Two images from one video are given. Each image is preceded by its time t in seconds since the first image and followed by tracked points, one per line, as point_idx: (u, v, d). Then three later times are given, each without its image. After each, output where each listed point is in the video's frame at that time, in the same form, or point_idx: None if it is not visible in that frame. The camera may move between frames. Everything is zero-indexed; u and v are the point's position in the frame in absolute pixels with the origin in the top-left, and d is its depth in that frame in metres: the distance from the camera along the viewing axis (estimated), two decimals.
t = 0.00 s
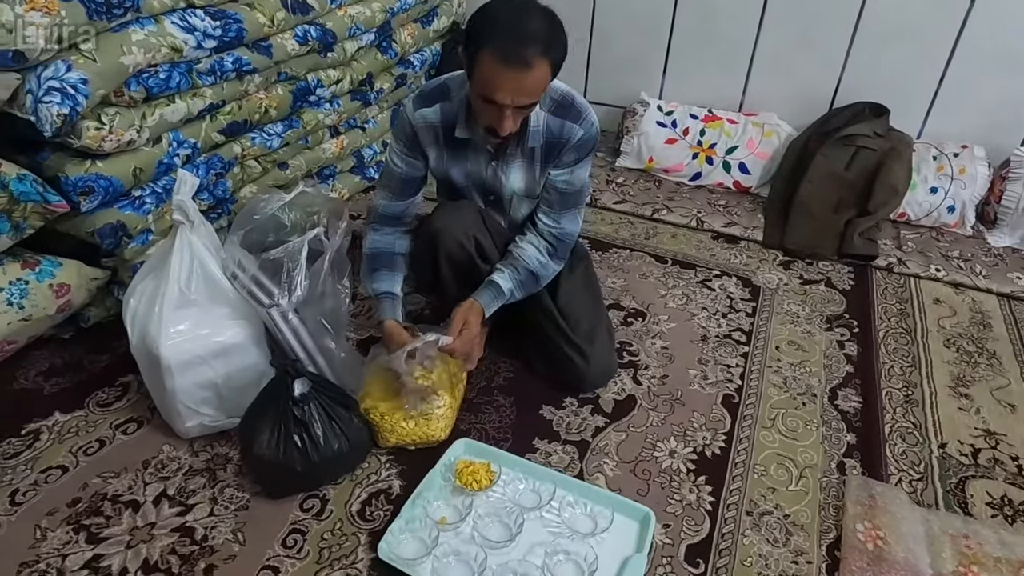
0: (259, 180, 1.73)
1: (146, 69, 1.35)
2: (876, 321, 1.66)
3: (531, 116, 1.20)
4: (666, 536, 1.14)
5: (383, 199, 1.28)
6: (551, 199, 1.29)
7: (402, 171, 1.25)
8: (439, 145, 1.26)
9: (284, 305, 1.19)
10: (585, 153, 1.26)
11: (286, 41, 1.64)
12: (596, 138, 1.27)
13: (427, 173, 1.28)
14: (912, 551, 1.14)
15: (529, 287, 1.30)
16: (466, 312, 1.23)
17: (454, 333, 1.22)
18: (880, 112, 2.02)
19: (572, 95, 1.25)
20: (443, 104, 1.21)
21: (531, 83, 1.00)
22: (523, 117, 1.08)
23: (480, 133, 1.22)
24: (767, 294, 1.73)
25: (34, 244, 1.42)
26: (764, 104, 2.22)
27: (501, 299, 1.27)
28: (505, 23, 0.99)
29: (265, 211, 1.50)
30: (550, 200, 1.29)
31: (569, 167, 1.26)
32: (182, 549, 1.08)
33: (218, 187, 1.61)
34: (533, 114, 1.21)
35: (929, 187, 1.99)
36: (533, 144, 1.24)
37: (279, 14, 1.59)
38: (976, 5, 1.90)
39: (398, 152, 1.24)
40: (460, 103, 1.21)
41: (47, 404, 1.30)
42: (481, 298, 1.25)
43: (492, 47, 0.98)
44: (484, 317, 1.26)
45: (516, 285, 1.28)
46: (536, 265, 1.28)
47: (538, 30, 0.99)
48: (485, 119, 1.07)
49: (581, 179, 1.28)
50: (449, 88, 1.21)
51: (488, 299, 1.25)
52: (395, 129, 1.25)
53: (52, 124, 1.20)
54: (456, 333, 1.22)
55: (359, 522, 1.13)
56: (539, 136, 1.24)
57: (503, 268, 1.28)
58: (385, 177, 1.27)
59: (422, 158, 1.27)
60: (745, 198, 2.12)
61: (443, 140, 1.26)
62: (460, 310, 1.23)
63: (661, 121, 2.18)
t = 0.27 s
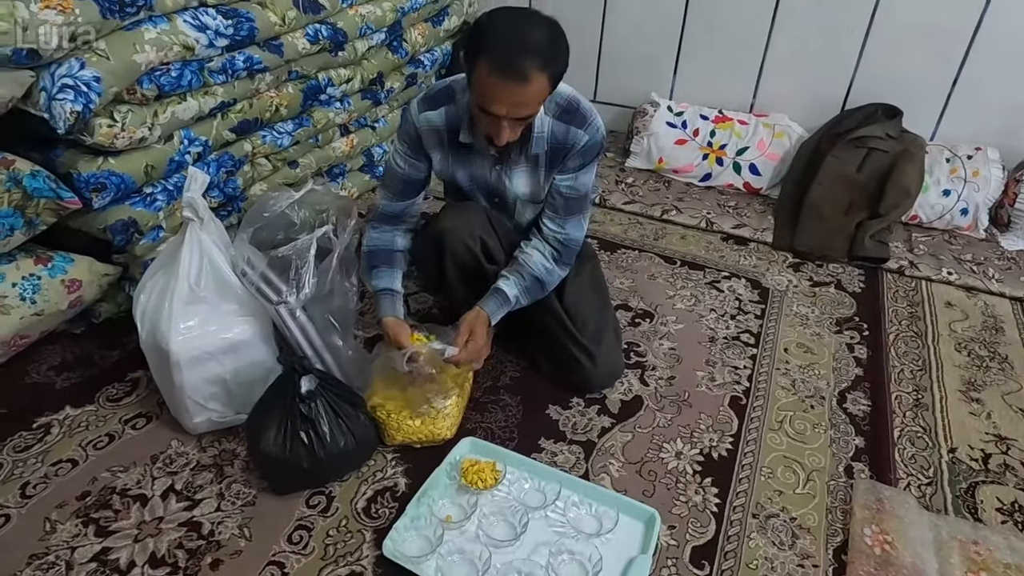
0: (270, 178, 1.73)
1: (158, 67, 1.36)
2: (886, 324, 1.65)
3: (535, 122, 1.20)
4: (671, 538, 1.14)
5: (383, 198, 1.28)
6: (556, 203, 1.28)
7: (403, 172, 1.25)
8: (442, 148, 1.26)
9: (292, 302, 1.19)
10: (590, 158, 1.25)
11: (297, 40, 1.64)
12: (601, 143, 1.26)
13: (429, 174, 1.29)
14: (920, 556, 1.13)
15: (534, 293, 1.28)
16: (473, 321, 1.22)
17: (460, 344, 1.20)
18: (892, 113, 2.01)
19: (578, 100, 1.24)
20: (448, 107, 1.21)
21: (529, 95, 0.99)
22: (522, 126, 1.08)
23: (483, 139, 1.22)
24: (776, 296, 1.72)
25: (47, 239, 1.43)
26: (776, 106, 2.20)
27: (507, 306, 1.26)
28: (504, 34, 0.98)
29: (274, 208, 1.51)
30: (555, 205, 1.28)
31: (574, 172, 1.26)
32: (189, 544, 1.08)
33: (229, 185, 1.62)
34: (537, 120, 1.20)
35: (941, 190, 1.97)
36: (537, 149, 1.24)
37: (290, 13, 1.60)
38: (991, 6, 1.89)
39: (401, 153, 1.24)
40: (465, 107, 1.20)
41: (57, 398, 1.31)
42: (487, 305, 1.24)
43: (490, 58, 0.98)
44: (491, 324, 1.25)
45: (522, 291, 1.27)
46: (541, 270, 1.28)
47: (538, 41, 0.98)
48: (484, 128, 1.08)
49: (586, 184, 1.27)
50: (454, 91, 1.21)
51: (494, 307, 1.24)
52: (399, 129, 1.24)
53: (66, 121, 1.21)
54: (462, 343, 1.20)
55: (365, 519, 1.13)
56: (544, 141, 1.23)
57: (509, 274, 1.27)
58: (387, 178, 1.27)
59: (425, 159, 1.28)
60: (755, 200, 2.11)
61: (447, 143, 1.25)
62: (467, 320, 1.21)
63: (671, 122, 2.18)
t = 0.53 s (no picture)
0: (280, 174, 1.73)
1: (170, 63, 1.37)
2: (897, 325, 1.64)
3: (540, 130, 1.19)
4: (678, 537, 1.13)
5: (382, 198, 1.29)
6: (561, 210, 1.28)
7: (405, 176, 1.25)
8: (446, 155, 1.27)
9: (301, 297, 1.20)
10: (595, 165, 1.24)
11: (308, 36, 1.64)
12: (608, 149, 1.25)
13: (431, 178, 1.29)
14: (929, 558, 1.12)
15: (541, 300, 1.28)
16: (483, 334, 1.21)
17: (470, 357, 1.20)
18: (905, 113, 1.99)
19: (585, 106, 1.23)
20: (451, 113, 1.20)
21: (530, 112, 1.00)
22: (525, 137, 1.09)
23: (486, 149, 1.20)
24: (785, 295, 1.71)
25: (59, 233, 1.45)
26: (787, 105, 2.19)
27: (515, 314, 1.26)
28: (504, 50, 0.97)
29: (283, 204, 1.50)
30: (560, 211, 1.28)
31: (579, 179, 1.25)
32: (197, 536, 1.09)
33: (239, 180, 1.62)
34: (542, 127, 1.19)
35: (954, 190, 1.95)
36: (542, 157, 1.23)
37: (301, 9, 1.60)
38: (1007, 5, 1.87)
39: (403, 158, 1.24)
40: (468, 114, 1.20)
41: (68, 390, 1.32)
42: (494, 315, 1.23)
43: (490, 77, 0.97)
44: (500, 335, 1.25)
45: (530, 299, 1.26)
46: (548, 278, 1.27)
47: (538, 57, 0.98)
48: (487, 140, 1.08)
49: (591, 191, 1.26)
50: (458, 97, 1.20)
51: (502, 317, 1.24)
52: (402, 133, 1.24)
53: (78, 115, 1.22)
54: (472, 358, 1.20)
55: (371, 514, 1.14)
56: (549, 148, 1.23)
57: (516, 283, 1.26)
58: (388, 180, 1.27)
59: (428, 164, 1.28)
60: (765, 199, 2.09)
61: (450, 148, 1.25)
62: (477, 333, 1.21)
63: (681, 121, 2.17)
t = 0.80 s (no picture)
0: (286, 169, 1.73)
1: (176, 56, 1.37)
2: (903, 324, 1.63)
3: (540, 143, 1.17)
4: (681, 534, 1.13)
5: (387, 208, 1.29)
6: (565, 216, 1.26)
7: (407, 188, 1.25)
8: (447, 165, 1.26)
9: (305, 291, 1.19)
10: (598, 173, 1.22)
11: (314, 31, 1.64)
12: (610, 156, 1.23)
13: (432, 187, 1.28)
14: (933, 558, 1.12)
15: (547, 302, 1.29)
16: (493, 339, 1.20)
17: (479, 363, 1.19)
18: (914, 111, 1.98)
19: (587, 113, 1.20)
20: (450, 125, 1.18)
21: (527, 137, 0.98)
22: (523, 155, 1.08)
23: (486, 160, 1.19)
24: (791, 294, 1.70)
25: (65, 226, 1.45)
26: (794, 102, 2.18)
27: (521, 318, 1.26)
28: (500, 75, 0.95)
29: (288, 198, 1.51)
30: (564, 218, 1.26)
31: (582, 188, 1.23)
32: (201, 529, 1.09)
33: (245, 174, 1.62)
34: (543, 138, 1.17)
35: (962, 189, 1.94)
36: (543, 168, 1.21)
37: (308, 3, 1.60)
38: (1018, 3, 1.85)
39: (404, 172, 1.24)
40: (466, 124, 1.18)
41: (73, 383, 1.32)
42: (502, 319, 1.23)
43: (487, 103, 0.96)
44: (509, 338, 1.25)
45: (536, 302, 1.26)
46: (554, 282, 1.27)
47: (535, 81, 0.96)
48: (485, 160, 1.08)
49: (595, 198, 1.25)
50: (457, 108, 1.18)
51: (510, 322, 1.24)
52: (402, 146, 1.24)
53: (85, 108, 1.22)
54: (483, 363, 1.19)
55: (374, 508, 1.14)
56: (550, 158, 1.20)
57: (523, 286, 1.26)
58: (390, 192, 1.26)
59: (428, 174, 1.27)
60: (771, 197, 2.08)
61: (451, 159, 1.25)
62: (487, 338, 1.20)
63: (688, 117, 2.16)
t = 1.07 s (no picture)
0: (289, 166, 1.73)
1: (181, 53, 1.37)
2: (907, 325, 1.62)
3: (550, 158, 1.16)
4: (683, 533, 1.13)
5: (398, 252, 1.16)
6: (574, 219, 1.28)
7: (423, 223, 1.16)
8: (457, 186, 1.22)
9: (309, 288, 1.20)
10: (606, 177, 1.23)
11: (319, 28, 1.64)
12: (618, 159, 1.23)
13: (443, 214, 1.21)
14: (936, 559, 1.12)
15: (557, 299, 1.30)
16: (504, 335, 1.24)
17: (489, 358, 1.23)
18: (919, 110, 1.97)
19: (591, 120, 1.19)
20: (458, 150, 1.13)
21: (535, 158, 0.95)
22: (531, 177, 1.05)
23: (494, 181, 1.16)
24: (795, 293, 1.70)
25: (70, 222, 1.45)
26: (799, 101, 2.17)
27: (532, 314, 1.28)
28: (504, 97, 0.92)
29: (293, 195, 1.52)
30: (574, 220, 1.28)
31: (592, 193, 1.24)
32: (204, 525, 1.10)
33: (248, 171, 1.62)
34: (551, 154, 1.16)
35: (968, 189, 1.93)
36: (552, 180, 1.21)
37: None
38: None
39: (418, 207, 1.15)
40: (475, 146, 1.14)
41: (77, 378, 1.33)
42: (513, 315, 1.26)
43: (492, 125, 0.93)
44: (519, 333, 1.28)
45: (547, 299, 1.28)
46: (564, 279, 1.28)
47: (541, 101, 0.93)
48: (492, 184, 1.05)
49: (604, 201, 1.26)
50: (459, 131, 1.13)
51: (522, 317, 1.26)
52: (409, 180, 1.14)
53: (90, 104, 1.22)
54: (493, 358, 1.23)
55: (377, 505, 1.14)
56: (558, 169, 1.20)
57: (534, 283, 1.28)
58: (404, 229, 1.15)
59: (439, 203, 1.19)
60: (776, 196, 2.08)
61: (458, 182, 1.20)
62: (499, 335, 1.23)
63: (692, 116, 2.15)
